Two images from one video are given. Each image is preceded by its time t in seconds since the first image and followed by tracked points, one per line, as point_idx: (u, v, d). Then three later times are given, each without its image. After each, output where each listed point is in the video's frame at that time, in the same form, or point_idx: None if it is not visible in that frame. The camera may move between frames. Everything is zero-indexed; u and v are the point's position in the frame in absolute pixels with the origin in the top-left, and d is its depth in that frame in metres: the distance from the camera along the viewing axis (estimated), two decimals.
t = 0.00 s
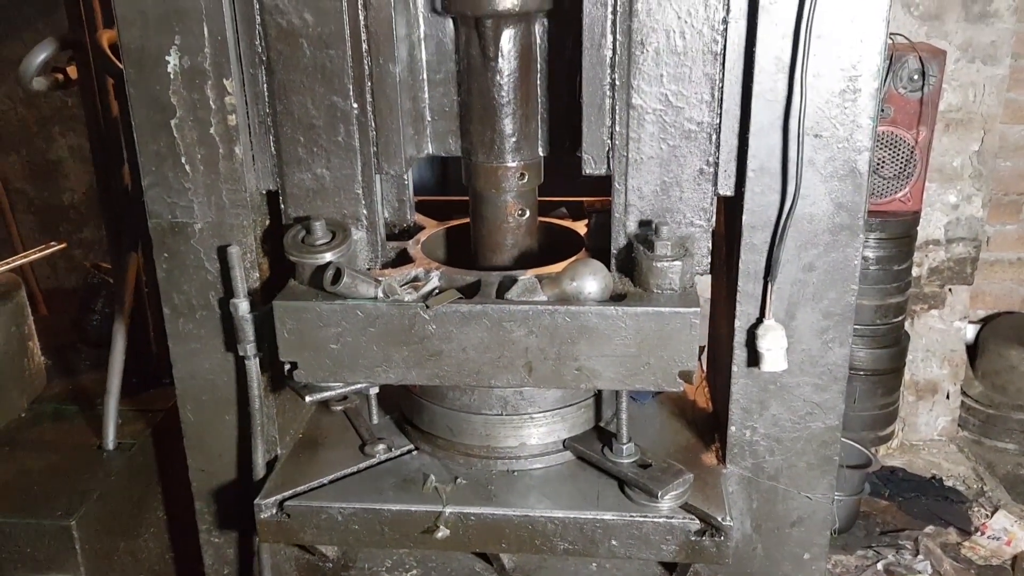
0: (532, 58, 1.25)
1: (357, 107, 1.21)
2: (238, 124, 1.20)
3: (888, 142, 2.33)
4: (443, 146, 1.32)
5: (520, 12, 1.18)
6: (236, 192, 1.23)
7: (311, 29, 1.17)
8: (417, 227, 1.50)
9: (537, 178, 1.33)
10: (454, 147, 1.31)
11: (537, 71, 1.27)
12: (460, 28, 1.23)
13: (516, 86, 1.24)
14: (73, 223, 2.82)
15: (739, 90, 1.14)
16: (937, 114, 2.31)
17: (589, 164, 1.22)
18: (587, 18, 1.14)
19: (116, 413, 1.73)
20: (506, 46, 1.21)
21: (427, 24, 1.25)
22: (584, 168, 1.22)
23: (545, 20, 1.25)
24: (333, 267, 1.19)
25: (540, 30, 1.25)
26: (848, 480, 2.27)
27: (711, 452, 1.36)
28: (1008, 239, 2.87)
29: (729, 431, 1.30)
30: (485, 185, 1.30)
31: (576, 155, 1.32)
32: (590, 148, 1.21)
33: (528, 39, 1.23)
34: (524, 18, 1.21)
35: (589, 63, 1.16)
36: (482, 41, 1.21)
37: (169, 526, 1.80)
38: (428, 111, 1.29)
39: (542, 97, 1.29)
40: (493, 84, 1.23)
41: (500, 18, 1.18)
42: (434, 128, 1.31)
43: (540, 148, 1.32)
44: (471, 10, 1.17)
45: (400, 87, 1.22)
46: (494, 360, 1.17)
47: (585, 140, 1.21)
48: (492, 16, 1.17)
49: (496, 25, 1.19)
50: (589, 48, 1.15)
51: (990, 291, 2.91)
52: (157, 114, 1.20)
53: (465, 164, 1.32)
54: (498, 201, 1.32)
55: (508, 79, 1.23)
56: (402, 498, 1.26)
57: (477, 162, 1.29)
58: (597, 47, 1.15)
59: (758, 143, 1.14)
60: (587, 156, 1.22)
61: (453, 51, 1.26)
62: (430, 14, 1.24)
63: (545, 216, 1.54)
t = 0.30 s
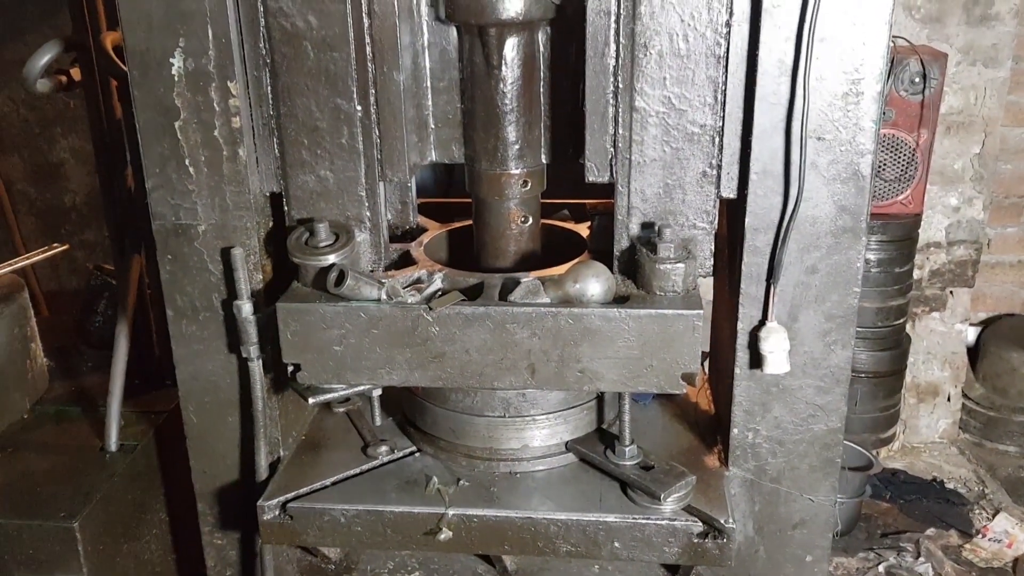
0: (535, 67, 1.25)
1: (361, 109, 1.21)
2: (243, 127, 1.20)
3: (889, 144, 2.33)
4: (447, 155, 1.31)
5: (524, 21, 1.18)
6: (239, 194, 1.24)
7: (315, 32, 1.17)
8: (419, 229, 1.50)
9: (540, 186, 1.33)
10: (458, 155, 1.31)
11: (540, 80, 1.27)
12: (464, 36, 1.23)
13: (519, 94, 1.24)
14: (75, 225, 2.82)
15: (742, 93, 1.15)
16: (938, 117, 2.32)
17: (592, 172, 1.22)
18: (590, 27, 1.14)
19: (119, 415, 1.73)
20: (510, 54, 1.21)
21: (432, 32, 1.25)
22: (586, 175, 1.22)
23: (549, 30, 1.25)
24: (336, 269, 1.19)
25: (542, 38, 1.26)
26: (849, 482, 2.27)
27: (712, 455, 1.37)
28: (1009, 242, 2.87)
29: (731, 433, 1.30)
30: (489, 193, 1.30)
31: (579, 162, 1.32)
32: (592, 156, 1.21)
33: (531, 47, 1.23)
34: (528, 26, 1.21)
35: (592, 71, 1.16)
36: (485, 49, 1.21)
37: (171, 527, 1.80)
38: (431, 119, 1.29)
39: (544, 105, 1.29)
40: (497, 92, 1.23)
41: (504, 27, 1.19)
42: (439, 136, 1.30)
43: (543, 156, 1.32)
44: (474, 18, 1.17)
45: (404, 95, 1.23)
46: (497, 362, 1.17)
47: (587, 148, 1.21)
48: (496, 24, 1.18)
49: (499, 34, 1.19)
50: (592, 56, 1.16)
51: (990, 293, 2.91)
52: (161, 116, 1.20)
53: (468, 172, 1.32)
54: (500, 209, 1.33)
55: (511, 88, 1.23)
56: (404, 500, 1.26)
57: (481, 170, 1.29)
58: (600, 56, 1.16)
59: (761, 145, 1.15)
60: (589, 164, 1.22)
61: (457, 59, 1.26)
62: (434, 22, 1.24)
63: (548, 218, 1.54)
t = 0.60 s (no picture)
0: (536, 74, 1.25)
1: (362, 110, 1.21)
2: (243, 128, 1.21)
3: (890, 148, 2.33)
4: (447, 160, 1.31)
5: (525, 28, 1.18)
6: (239, 195, 1.24)
7: (316, 33, 1.17)
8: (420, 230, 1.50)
9: (540, 192, 1.33)
10: (458, 161, 1.31)
11: (541, 87, 1.27)
12: (465, 43, 1.23)
13: (520, 101, 1.24)
14: (75, 226, 2.83)
15: (743, 95, 1.14)
16: (939, 120, 2.31)
17: (592, 179, 1.22)
18: (591, 35, 1.14)
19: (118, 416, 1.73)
20: (510, 62, 1.21)
21: (433, 39, 1.25)
22: (586, 183, 1.22)
23: (550, 37, 1.25)
24: (336, 271, 1.18)
25: (542, 46, 1.25)
26: (849, 486, 2.27)
27: (712, 457, 1.36)
28: (1010, 246, 2.87)
29: (731, 436, 1.30)
30: (489, 199, 1.30)
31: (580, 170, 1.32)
32: (593, 164, 1.21)
33: (532, 54, 1.23)
34: (529, 33, 1.21)
35: (593, 78, 1.17)
36: (486, 57, 1.21)
37: (170, 528, 1.79)
38: (432, 126, 1.29)
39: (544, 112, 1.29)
40: (498, 99, 1.23)
41: (505, 34, 1.18)
42: (439, 142, 1.30)
43: (543, 163, 1.31)
44: (475, 25, 1.17)
45: (405, 102, 1.23)
46: (497, 364, 1.17)
47: (587, 155, 1.21)
48: (497, 31, 1.17)
49: (500, 42, 1.19)
50: (592, 64, 1.16)
51: (990, 297, 2.91)
52: (161, 117, 1.20)
53: (469, 178, 1.32)
54: (501, 216, 1.33)
55: (512, 95, 1.23)
56: (403, 501, 1.26)
57: (481, 176, 1.29)
58: (601, 64, 1.16)
59: (762, 148, 1.14)
60: (590, 171, 1.22)
61: (458, 66, 1.27)
62: (435, 29, 1.25)
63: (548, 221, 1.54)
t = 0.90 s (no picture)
0: (536, 81, 1.25)
1: (361, 112, 1.21)
2: (242, 129, 1.21)
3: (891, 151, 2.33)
4: (447, 167, 1.31)
5: (525, 35, 1.18)
6: (239, 197, 1.24)
7: (315, 35, 1.17)
8: (420, 232, 1.50)
9: (540, 198, 1.33)
10: (458, 169, 1.31)
11: (541, 95, 1.27)
12: (465, 50, 1.23)
13: (519, 108, 1.24)
14: (75, 227, 2.83)
15: (742, 98, 1.14)
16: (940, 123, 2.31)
17: (592, 187, 1.22)
18: (590, 43, 1.15)
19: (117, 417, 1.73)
20: (510, 69, 1.21)
21: (433, 47, 1.25)
22: (586, 190, 1.23)
23: (550, 44, 1.25)
24: (335, 272, 1.18)
25: (542, 53, 1.25)
26: (848, 489, 2.27)
27: (711, 460, 1.36)
28: (1010, 249, 2.87)
29: (730, 438, 1.30)
30: (489, 205, 1.30)
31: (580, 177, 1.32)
32: (592, 171, 1.22)
33: (532, 62, 1.23)
34: (528, 41, 1.21)
35: (592, 86, 1.17)
36: (486, 65, 1.21)
37: (169, 530, 1.79)
38: (432, 133, 1.29)
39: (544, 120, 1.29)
40: (498, 107, 1.23)
41: (505, 42, 1.19)
42: (439, 148, 1.30)
43: (542, 170, 1.31)
44: (475, 33, 1.17)
45: (405, 109, 1.24)
46: (496, 366, 1.17)
47: (586, 163, 1.21)
48: (497, 39, 1.18)
49: (499, 49, 1.19)
50: (592, 72, 1.17)
51: (990, 301, 2.91)
52: (161, 118, 1.20)
53: (468, 184, 1.32)
54: (500, 221, 1.33)
55: (512, 102, 1.23)
56: (402, 503, 1.25)
57: (481, 182, 1.29)
58: (600, 71, 1.17)
59: (761, 150, 1.14)
60: (589, 178, 1.22)
61: (458, 74, 1.26)
62: (434, 37, 1.24)
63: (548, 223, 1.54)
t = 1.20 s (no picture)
0: (536, 86, 1.25)
1: (360, 112, 1.21)
2: (242, 129, 1.21)
3: (891, 152, 2.33)
4: (446, 172, 1.31)
5: (524, 41, 1.18)
6: (238, 197, 1.24)
7: (315, 35, 1.17)
8: (420, 233, 1.50)
9: (540, 203, 1.33)
10: (457, 173, 1.31)
11: (541, 100, 1.27)
12: (465, 55, 1.23)
13: (519, 113, 1.24)
14: (75, 228, 2.83)
15: (742, 97, 1.14)
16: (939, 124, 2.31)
17: (592, 192, 1.22)
18: (591, 49, 1.16)
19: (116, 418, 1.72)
20: (510, 74, 1.21)
21: (433, 52, 1.25)
22: (586, 196, 1.23)
23: (550, 49, 1.25)
24: (335, 272, 1.18)
25: (542, 59, 1.25)
26: (848, 490, 2.26)
27: (711, 460, 1.36)
28: (1010, 250, 2.87)
29: (730, 439, 1.30)
30: (488, 210, 1.30)
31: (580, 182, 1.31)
32: (592, 176, 1.22)
33: (532, 67, 1.23)
34: (528, 46, 1.21)
35: (592, 91, 1.18)
36: (486, 70, 1.21)
37: (169, 530, 1.79)
38: (432, 137, 1.29)
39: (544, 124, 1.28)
40: (497, 112, 1.23)
41: (505, 47, 1.18)
42: (439, 152, 1.30)
43: (542, 174, 1.31)
44: (475, 39, 1.17)
45: (405, 115, 1.24)
46: (495, 366, 1.17)
47: (586, 168, 1.21)
48: (497, 44, 1.17)
49: (500, 54, 1.19)
50: (592, 77, 1.17)
51: (990, 302, 2.91)
52: (160, 119, 1.20)
53: (468, 189, 1.32)
54: (500, 226, 1.33)
55: (511, 107, 1.23)
56: (402, 504, 1.25)
57: (481, 187, 1.29)
58: (600, 77, 1.17)
59: (761, 150, 1.14)
60: (589, 184, 1.22)
61: (458, 78, 1.26)
62: (434, 42, 1.24)
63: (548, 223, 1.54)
